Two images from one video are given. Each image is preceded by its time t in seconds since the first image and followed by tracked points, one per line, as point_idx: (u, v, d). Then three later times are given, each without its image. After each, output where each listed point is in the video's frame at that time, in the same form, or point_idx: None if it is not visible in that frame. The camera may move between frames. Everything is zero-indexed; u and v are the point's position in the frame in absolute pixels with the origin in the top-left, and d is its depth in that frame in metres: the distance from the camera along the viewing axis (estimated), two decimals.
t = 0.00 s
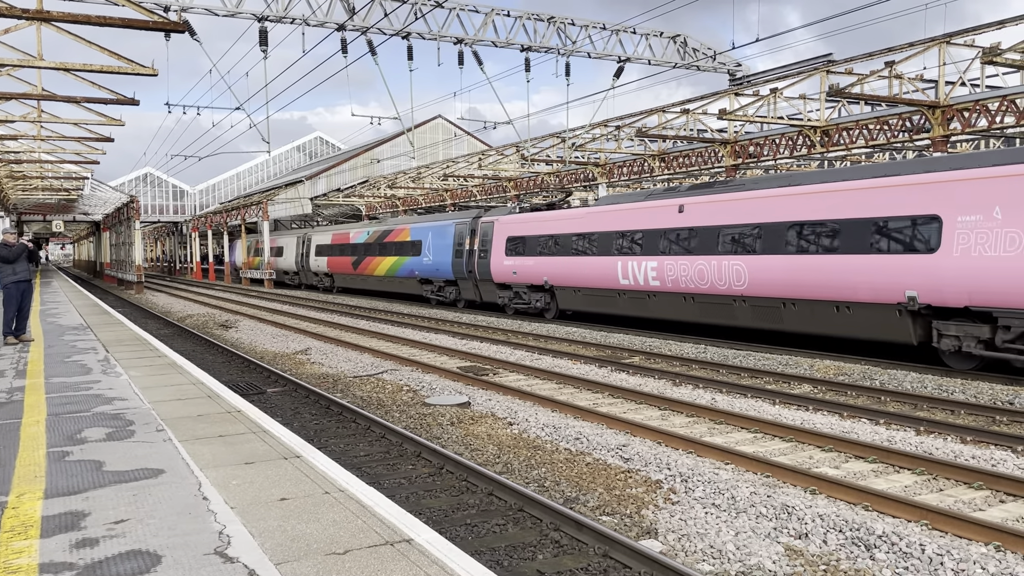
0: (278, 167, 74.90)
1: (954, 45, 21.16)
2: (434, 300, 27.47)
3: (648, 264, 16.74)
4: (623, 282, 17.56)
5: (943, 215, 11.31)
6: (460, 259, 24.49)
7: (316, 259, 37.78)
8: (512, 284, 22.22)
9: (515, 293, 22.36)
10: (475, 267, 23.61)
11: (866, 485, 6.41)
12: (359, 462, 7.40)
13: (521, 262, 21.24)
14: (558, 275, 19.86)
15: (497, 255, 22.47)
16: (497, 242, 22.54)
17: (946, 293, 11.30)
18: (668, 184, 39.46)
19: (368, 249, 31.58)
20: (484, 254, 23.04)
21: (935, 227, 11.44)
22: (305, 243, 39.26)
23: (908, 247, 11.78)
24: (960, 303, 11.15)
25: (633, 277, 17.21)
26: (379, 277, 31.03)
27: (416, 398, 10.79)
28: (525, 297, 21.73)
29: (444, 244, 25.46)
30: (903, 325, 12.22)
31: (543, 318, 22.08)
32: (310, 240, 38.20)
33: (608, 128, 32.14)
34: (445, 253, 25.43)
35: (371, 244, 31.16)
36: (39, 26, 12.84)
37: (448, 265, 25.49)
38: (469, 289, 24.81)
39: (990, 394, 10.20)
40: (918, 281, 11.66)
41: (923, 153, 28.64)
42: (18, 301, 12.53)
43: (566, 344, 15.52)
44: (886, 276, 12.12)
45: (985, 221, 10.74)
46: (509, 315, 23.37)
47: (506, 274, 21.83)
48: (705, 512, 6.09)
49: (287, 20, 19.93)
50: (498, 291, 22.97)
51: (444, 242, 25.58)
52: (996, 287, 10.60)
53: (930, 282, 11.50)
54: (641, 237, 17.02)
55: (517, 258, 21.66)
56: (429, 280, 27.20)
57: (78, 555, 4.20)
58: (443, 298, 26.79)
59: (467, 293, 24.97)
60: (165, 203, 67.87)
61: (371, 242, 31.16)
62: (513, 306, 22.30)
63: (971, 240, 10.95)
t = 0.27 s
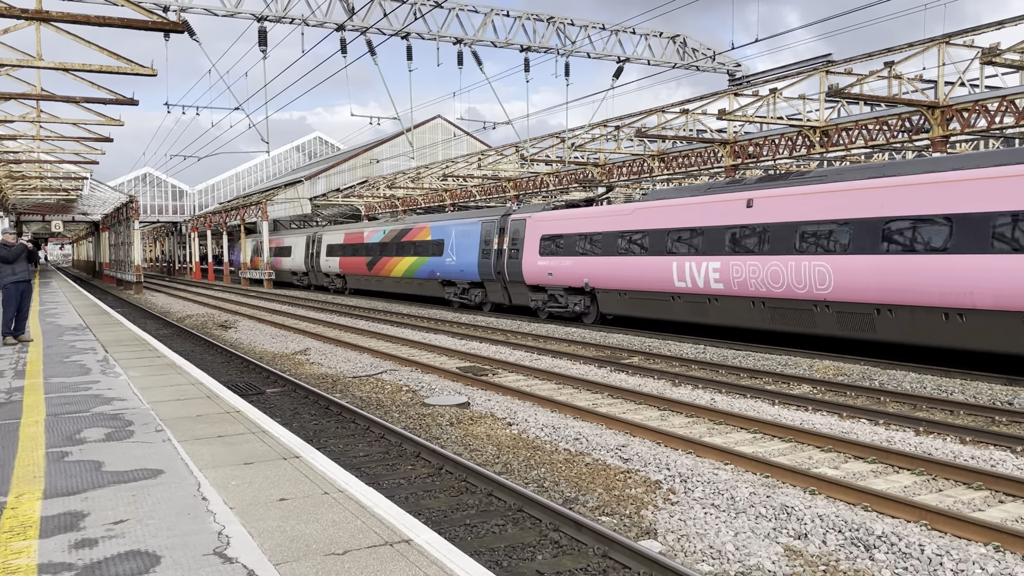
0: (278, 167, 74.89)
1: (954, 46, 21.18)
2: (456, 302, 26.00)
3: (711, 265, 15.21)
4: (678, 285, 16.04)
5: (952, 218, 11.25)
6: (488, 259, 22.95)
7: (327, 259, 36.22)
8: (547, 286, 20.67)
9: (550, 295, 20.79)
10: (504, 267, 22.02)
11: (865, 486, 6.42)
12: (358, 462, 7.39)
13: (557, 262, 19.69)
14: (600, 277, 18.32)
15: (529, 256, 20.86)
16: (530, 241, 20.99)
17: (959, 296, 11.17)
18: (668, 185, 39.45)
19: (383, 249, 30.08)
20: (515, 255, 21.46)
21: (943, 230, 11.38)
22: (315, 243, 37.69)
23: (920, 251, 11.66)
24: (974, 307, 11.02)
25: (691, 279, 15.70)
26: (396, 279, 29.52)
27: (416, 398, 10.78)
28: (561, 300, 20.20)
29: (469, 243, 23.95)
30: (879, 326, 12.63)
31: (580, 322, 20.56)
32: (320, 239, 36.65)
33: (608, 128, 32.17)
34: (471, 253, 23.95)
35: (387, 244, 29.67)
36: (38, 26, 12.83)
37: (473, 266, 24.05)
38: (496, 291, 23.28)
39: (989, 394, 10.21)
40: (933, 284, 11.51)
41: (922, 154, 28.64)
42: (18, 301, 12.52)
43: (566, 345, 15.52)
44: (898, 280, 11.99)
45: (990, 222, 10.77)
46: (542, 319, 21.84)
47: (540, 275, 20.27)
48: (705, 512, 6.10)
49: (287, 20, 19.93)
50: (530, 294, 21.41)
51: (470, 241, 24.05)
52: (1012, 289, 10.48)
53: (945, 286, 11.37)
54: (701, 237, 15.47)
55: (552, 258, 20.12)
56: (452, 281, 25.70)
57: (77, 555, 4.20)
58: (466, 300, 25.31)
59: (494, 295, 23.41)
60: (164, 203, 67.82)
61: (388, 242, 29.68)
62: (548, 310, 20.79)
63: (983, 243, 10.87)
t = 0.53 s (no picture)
0: (277, 167, 74.88)
1: (953, 46, 21.19)
2: (482, 305, 24.45)
3: (786, 265, 13.85)
4: (745, 288, 14.72)
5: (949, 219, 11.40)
6: (520, 259, 21.39)
7: (339, 259, 34.70)
8: (588, 288, 19.08)
9: (591, 298, 19.22)
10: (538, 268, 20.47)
11: (864, 486, 6.42)
12: (358, 463, 7.38)
13: (600, 263, 18.19)
14: (649, 278, 16.93)
15: (568, 256, 19.29)
16: (566, 240, 19.48)
17: (961, 296, 11.26)
18: (667, 185, 39.45)
19: (401, 249, 28.60)
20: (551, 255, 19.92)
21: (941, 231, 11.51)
22: (327, 242, 36.13)
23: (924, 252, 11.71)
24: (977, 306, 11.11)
25: (761, 281, 14.39)
26: (414, 280, 27.96)
27: (415, 398, 10.78)
28: (602, 303, 18.66)
29: (498, 242, 22.39)
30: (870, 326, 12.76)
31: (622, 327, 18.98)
32: (332, 238, 35.11)
33: (607, 129, 32.19)
34: (500, 253, 22.37)
35: (406, 243, 28.17)
36: (38, 26, 12.82)
37: (502, 267, 22.48)
38: (528, 294, 21.74)
39: (988, 394, 10.22)
40: (937, 285, 11.54)
41: (922, 154, 28.64)
42: (17, 301, 12.50)
43: (565, 345, 15.51)
44: (901, 281, 12.01)
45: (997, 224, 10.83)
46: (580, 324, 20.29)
47: (581, 277, 18.73)
48: (704, 512, 6.10)
49: (286, 20, 19.92)
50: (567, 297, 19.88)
51: (498, 240, 22.51)
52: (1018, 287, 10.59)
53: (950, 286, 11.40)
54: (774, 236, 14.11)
55: (592, 258, 18.64)
56: (477, 283, 24.17)
57: (76, 555, 4.20)
58: (493, 303, 23.77)
59: (525, 299, 21.86)
60: (163, 203, 67.79)
61: (406, 241, 28.20)
62: (588, 313, 19.25)
63: (983, 241, 11.01)
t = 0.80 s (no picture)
0: (277, 167, 74.90)
1: (952, 47, 21.22)
2: (511, 309, 22.80)
3: (882, 265, 12.12)
4: (783, 289, 13.81)
5: (950, 217, 11.21)
6: (556, 259, 19.72)
7: (351, 260, 33.02)
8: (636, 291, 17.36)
9: (640, 302, 17.47)
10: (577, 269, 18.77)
11: (863, 486, 6.42)
12: (358, 463, 7.38)
13: (650, 263, 16.47)
14: (711, 282, 15.16)
15: (612, 257, 17.54)
16: (609, 238, 17.72)
17: (959, 296, 11.15)
18: (666, 185, 39.47)
19: (421, 249, 27.00)
20: (592, 254, 18.19)
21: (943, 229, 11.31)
22: (340, 242, 34.52)
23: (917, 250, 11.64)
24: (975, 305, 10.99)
25: (850, 285, 12.67)
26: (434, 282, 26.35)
27: (414, 398, 10.77)
28: (653, 308, 16.92)
29: (532, 240, 20.76)
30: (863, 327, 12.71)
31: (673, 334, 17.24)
32: (345, 238, 33.48)
33: (607, 129, 32.25)
34: (534, 253, 20.73)
35: (427, 242, 26.56)
36: (37, 26, 12.82)
37: (536, 268, 20.82)
38: (564, 297, 20.10)
39: (988, 394, 10.23)
40: (933, 285, 11.44)
41: (921, 155, 28.67)
42: (16, 301, 12.50)
43: (565, 345, 15.50)
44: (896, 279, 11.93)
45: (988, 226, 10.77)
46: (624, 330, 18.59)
47: (628, 279, 17.00)
48: (704, 512, 6.10)
49: (286, 20, 19.92)
50: (610, 301, 18.16)
51: (531, 239, 20.87)
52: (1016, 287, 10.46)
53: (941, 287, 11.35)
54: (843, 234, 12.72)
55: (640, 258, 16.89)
56: (506, 285, 22.54)
57: (76, 555, 4.20)
58: (524, 307, 22.12)
59: (561, 302, 20.21)
60: (163, 203, 67.80)
61: (427, 241, 26.59)
62: (636, 319, 17.48)
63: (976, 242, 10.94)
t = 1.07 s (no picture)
0: (276, 167, 74.87)
1: (952, 47, 21.23)
2: (545, 312, 21.39)
3: (884, 265, 12.15)
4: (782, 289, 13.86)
5: (953, 217, 11.23)
6: (599, 260, 18.27)
7: (367, 262, 31.48)
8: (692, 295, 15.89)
9: (698, 306, 15.97)
10: (623, 270, 17.28)
11: (862, 486, 6.43)
12: (357, 463, 7.38)
13: (710, 264, 15.08)
14: (784, 284, 13.81)
15: (666, 255, 16.07)
16: (660, 237, 16.33)
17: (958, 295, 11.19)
18: (666, 185, 39.49)
19: (442, 248, 25.54)
20: (641, 254, 16.70)
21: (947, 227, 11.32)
22: (353, 241, 32.98)
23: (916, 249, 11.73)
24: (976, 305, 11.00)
25: (849, 284, 12.69)
26: (458, 283, 24.89)
27: (413, 399, 10.77)
28: (715, 313, 15.44)
29: (570, 239, 19.35)
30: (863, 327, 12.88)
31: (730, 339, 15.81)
32: (359, 237, 31.95)
33: (606, 129, 32.29)
34: (572, 252, 19.29)
35: (450, 242, 25.09)
36: (36, 26, 12.81)
37: (575, 269, 19.41)
38: (605, 300, 18.67)
39: (987, 394, 10.24)
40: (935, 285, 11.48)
41: (920, 155, 28.67)
42: (15, 301, 12.49)
43: (564, 345, 15.50)
44: (896, 277, 12.00)
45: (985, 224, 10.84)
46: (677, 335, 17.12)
47: (685, 280, 15.57)
48: (703, 512, 6.10)
49: (285, 20, 19.91)
50: (662, 304, 16.66)
51: (569, 238, 19.44)
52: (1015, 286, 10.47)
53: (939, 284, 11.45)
54: (882, 234, 12.21)
55: (699, 259, 15.48)
56: (540, 287, 21.15)
57: (75, 555, 4.20)
58: (559, 310, 20.72)
59: (602, 305, 18.77)
60: (162, 204, 67.75)
61: (450, 240, 25.12)
62: (693, 325, 16.03)
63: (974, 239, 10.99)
